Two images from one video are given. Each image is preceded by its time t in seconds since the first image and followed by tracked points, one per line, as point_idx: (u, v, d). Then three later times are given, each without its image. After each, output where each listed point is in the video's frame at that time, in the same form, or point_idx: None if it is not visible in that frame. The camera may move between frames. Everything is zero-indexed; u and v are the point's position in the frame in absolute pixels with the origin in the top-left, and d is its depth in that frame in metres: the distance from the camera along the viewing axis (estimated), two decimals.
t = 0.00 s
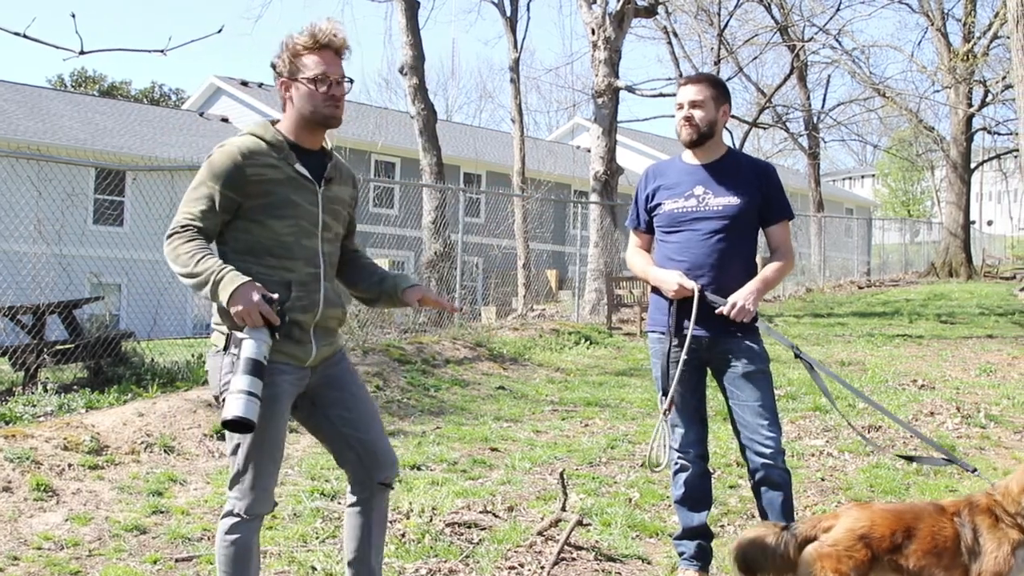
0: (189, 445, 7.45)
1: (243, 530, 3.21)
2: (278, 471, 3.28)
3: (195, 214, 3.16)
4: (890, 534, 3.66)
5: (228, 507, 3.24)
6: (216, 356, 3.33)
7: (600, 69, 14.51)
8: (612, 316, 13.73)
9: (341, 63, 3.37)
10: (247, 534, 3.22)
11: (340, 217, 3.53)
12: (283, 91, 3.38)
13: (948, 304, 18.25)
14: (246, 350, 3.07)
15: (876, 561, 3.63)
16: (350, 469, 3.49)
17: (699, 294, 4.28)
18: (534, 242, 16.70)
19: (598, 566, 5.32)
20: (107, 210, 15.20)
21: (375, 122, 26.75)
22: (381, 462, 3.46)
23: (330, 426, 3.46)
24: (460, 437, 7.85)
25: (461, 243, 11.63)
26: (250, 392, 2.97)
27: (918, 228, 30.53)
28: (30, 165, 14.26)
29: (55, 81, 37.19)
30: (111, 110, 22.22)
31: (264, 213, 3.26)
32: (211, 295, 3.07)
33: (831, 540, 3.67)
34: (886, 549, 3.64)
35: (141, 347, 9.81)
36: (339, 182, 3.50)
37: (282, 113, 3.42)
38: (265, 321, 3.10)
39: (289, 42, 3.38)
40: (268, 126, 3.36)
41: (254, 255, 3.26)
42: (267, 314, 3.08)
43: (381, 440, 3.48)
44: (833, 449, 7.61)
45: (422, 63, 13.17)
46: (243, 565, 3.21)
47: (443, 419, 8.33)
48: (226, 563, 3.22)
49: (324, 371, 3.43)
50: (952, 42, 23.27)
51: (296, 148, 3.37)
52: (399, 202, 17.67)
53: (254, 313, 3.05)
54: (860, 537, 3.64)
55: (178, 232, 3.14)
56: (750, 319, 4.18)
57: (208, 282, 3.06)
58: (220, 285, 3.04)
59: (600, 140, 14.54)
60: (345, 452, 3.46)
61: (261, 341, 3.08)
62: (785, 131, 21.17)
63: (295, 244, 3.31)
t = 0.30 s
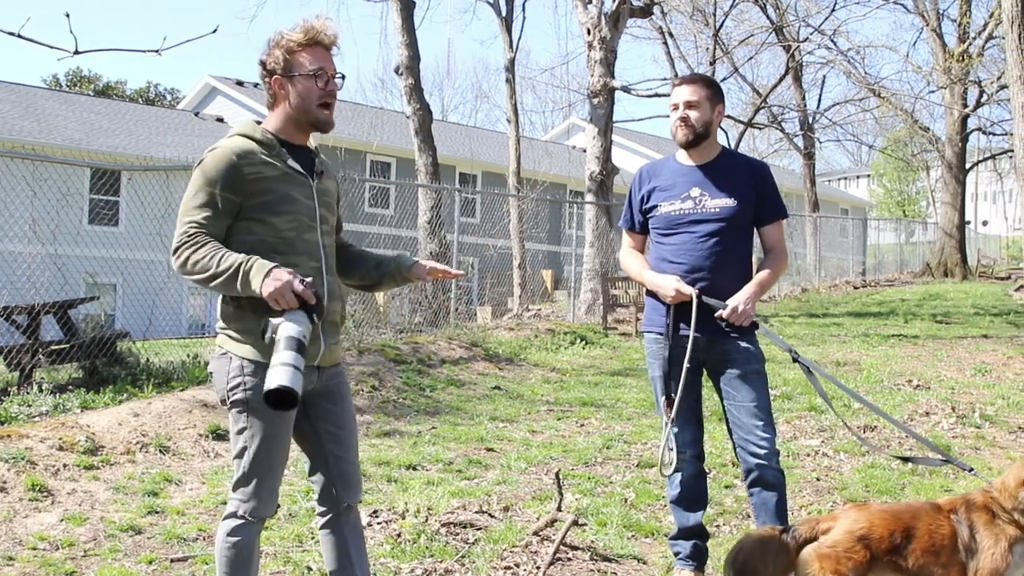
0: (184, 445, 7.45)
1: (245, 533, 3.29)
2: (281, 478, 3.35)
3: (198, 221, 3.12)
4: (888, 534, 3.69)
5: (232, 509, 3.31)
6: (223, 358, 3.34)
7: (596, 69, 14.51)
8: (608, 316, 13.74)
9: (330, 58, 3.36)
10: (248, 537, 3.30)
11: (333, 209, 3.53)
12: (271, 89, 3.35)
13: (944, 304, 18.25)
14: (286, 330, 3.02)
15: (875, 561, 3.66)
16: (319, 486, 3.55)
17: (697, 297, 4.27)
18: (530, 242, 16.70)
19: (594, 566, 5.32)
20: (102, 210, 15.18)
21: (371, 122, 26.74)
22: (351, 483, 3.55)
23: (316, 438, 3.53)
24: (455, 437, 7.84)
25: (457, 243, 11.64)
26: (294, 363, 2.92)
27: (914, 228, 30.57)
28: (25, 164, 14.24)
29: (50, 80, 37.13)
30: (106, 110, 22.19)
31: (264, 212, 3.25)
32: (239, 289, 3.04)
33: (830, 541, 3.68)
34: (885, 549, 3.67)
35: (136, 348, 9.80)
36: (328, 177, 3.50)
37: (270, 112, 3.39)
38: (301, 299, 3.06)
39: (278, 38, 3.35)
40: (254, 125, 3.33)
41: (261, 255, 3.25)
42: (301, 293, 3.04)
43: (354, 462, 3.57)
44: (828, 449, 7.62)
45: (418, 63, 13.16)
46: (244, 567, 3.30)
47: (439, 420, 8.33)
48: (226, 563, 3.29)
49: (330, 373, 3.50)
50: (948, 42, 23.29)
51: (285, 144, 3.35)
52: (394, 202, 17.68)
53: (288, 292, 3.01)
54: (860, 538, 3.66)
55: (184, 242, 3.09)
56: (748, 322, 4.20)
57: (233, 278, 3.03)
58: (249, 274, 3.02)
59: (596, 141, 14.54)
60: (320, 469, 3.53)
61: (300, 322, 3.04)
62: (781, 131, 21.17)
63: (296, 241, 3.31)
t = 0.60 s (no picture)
0: (177, 445, 7.43)
1: (242, 535, 3.30)
2: (279, 480, 3.37)
3: (219, 222, 3.05)
4: (881, 534, 3.70)
5: (229, 511, 3.33)
6: (221, 360, 3.33)
7: (589, 69, 14.51)
8: (601, 316, 13.74)
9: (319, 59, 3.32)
10: (244, 539, 3.31)
11: (320, 207, 3.54)
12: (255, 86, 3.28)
13: (936, 304, 18.28)
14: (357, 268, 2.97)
15: (867, 562, 3.67)
16: (312, 487, 3.56)
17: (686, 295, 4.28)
18: (523, 242, 16.71)
19: (587, 566, 5.32)
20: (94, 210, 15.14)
21: (365, 122, 26.72)
22: (344, 485, 3.57)
23: (310, 441, 3.55)
24: (448, 438, 7.84)
25: (450, 243, 11.64)
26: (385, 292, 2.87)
27: (906, 229, 30.64)
28: (17, 164, 14.20)
29: (42, 80, 37.08)
30: (99, 110, 22.14)
31: (264, 213, 3.23)
32: (286, 259, 2.98)
33: (824, 541, 3.68)
34: (878, 550, 3.69)
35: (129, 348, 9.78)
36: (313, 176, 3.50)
37: (253, 109, 3.35)
38: (348, 233, 2.98)
39: (267, 35, 3.29)
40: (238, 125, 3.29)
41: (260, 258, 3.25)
42: (347, 226, 2.96)
43: (347, 463, 3.58)
44: (821, 449, 7.63)
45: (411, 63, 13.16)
46: (240, 569, 3.31)
47: (432, 420, 8.32)
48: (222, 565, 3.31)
49: (327, 372, 3.49)
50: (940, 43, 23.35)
51: (270, 142, 3.32)
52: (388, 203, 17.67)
53: (336, 235, 2.94)
54: (854, 538, 3.67)
55: (212, 243, 3.00)
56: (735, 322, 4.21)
57: (276, 251, 2.97)
58: (289, 241, 2.96)
59: (589, 141, 14.55)
60: (314, 471, 3.55)
61: (365, 252, 2.99)
62: (774, 131, 21.21)
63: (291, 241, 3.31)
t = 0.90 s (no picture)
0: (163, 445, 7.41)
1: (236, 535, 3.31)
2: (274, 480, 3.37)
3: (234, 194, 2.96)
4: (865, 531, 3.72)
5: (224, 512, 3.32)
6: (218, 361, 3.30)
7: (577, 68, 14.52)
8: (589, 315, 13.76)
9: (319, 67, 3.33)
10: (237, 539, 3.32)
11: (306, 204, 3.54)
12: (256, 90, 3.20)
13: (922, 304, 18.34)
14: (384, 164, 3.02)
15: (852, 559, 3.68)
16: (301, 486, 3.57)
17: (672, 293, 4.28)
18: (511, 242, 16.71)
19: (574, 565, 5.32)
20: (80, 208, 15.09)
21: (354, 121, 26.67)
22: (334, 483, 3.58)
23: (300, 438, 3.54)
24: (436, 437, 7.83)
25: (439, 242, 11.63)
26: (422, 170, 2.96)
27: (893, 229, 30.76)
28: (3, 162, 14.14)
29: (29, 78, 36.88)
30: (87, 108, 22.07)
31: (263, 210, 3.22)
32: (311, 192, 2.90)
33: (809, 539, 3.68)
34: (863, 547, 3.70)
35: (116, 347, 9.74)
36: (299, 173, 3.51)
37: (243, 110, 3.26)
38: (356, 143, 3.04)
39: (269, 36, 3.21)
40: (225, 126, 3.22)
41: (259, 257, 3.24)
42: (353, 136, 3.01)
43: (336, 461, 3.59)
44: (807, 448, 7.65)
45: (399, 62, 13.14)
46: (233, 569, 3.32)
47: (419, 419, 8.31)
48: (215, 564, 3.32)
49: (320, 369, 3.51)
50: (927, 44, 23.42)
51: (261, 143, 3.29)
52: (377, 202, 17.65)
53: (349, 146, 2.99)
54: (839, 535, 3.68)
55: (232, 211, 2.90)
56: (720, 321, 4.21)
57: (297, 186, 2.89)
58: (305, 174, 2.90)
59: (577, 140, 14.56)
60: (303, 468, 3.55)
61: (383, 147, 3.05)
62: (762, 131, 21.25)
63: (286, 239, 3.32)
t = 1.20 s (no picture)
0: (154, 443, 7.40)
1: (227, 533, 3.31)
2: (266, 478, 3.37)
3: (226, 201, 2.98)
4: (855, 528, 3.73)
5: (215, 510, 3.32)
6: (211, 358, 3.28)
7: (568, 67, 14.52)
8: (580, 313, 13.78)
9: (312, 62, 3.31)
10: (228, 537, 3.32)
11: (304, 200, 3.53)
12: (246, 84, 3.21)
13: (913, 302, 18.39)
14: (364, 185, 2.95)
15: (841, 557, 3.69)
16: (292, 484, 3.56)
17: (666, 292, 4.28)
18: (502, 240, 16.71)
19: (565, 563, 5.33)
20: (71, 206, 15.05)
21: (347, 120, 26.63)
22: (325, 482, 3.58)
23: (291, 436, 3.54)
24: (426, 435, 7.83)
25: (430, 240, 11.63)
26: (395, 201, 2.84)
27: (884, 227, 30.84)
28: None
29: (19, 76, 36.75)
30: (77, 105, 22.00)
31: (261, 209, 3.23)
32: (294, 212, 2.90)
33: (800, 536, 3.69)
34: (851, 544, 3.71)
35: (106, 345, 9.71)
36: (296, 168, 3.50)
37: (237, 107, 3.27)
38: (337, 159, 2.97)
39: (257, 32, 3.22)
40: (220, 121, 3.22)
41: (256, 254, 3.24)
42: (338, 154, 2.96)
43: (327, 458, 3.60)
44: (798, 446, 7.67)
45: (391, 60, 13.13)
46: (223, 567, 3.33)
47: (409, 417, 8.30)
48: (207, 562, 3.32)
49: (313, 367, 3.51)
50: (917, 42, 23.47)
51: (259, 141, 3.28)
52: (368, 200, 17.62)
53: (332, 164, 2.93)
54: (829, 533, 3.68)
55: (220, 221, 2.93)
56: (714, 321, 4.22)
57: (283, 205, 2.88)
58: (289, 187, 2.88)
59: (568, 139, 14.57)
60: (294, 467, 3.55)
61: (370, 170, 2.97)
62: (753, 130, 21.27)
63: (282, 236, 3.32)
